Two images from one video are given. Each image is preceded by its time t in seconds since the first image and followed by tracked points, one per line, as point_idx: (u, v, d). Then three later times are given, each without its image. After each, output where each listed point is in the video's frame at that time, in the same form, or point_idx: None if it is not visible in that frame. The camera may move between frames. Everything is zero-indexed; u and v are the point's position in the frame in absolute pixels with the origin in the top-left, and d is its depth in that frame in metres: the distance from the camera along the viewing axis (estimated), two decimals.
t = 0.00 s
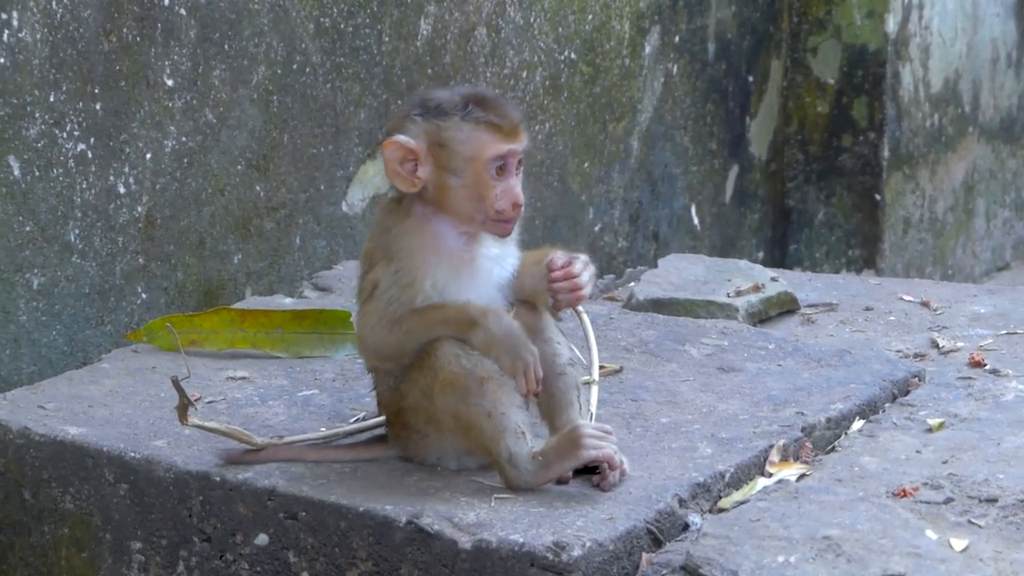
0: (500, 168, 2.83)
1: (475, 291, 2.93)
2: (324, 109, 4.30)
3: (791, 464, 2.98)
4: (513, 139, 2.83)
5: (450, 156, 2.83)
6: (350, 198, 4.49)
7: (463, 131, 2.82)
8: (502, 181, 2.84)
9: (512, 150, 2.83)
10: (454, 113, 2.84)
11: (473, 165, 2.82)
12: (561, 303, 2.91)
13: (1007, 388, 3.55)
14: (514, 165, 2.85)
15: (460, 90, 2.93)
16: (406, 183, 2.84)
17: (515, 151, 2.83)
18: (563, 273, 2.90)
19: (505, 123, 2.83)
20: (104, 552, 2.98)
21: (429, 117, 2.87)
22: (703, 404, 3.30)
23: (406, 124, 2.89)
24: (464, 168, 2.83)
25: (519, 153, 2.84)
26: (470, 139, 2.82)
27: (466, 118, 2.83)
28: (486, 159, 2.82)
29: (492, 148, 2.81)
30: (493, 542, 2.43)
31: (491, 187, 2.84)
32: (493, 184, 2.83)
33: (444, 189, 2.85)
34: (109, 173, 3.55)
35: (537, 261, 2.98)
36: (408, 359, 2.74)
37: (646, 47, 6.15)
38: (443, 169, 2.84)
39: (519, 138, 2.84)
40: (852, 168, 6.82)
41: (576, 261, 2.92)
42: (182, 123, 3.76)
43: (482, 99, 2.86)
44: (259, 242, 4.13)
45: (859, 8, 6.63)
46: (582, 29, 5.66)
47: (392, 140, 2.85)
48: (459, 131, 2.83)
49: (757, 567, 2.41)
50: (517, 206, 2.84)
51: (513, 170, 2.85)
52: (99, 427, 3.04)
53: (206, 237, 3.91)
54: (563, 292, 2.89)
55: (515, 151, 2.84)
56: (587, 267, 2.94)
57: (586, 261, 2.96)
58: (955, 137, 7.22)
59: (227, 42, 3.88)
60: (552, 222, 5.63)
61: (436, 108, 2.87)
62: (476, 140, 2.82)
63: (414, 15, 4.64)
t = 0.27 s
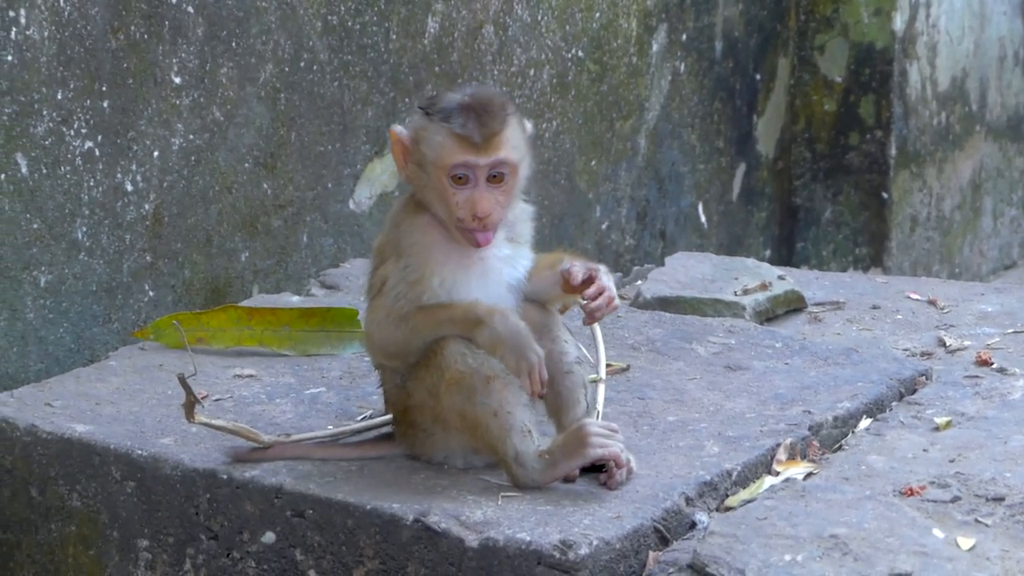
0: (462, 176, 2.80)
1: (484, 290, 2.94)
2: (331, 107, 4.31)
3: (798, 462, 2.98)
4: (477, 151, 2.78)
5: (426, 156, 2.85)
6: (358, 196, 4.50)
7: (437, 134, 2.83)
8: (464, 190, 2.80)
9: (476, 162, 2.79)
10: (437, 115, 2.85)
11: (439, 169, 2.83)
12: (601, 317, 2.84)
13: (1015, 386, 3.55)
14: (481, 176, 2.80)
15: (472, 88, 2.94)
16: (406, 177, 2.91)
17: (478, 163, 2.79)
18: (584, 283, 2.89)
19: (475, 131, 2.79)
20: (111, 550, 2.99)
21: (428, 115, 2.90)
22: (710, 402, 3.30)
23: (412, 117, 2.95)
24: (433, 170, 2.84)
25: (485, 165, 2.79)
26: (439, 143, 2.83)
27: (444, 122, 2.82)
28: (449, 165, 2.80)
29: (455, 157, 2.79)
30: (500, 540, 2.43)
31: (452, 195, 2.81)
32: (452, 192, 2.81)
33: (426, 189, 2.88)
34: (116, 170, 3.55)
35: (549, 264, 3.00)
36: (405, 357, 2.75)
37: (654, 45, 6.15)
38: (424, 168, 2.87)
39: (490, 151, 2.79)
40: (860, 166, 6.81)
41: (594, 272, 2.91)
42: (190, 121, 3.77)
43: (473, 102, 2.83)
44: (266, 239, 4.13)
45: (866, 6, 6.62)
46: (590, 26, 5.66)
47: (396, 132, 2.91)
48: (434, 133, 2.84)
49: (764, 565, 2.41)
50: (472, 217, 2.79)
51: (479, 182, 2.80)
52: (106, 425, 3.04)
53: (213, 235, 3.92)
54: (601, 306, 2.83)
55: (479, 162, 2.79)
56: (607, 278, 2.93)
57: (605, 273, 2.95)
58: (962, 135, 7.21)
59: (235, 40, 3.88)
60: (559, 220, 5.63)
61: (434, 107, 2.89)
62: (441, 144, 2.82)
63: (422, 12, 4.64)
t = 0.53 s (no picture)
0: (446, 171, 2.82)
1: (495, 292, 2.93)
2: (338, 107, 4.31)
3: (806, 462, 2.97)
4: (463, 144, 2.81)
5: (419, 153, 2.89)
6: (365, 195, 4.50)
7: (430, 131, 2.87)
8: (449, 185, 2.82)
9: (460, 156, 2.81)
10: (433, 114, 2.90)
11: (427, 165, 2.85)
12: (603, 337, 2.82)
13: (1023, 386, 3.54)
14: (467, 171, 2.82)
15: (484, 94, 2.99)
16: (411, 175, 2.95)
17: (461, 158, 2.81)
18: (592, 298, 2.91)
19: (466, 129, 2.83)
20: (119, 549, 2.99)
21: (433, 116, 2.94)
22: (718, 402, 3.29)
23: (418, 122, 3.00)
24: (422, 165, 2.86)
25: (469, 160, 2.81)
26: (428, 138, 2.86)
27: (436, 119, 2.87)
28: (435, 159, 2.83)
29: (440, 150, 2.82)
30: (507, 540, 2.43)
31: (437, 189, 2.83)
32: (438, 186, 2.82)
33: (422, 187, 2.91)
34: (124, 170, 3.55)
35: (562, 272, 3.02)
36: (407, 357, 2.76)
37: (661, 44, 6.14)
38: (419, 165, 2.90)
39: (476, 146, 2.82)
40: (867, 165, 6.80)
41: (602, 289, 2.92)
42: (198, 120, 3.77)
43: (472, 104, 2.88)
44: (274, 239, 4.14)
45: (874, 6, 6.61)
46: (597, 26, 5.65)
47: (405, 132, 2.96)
48: (428, 130, 2.88)
49: (772, 565, 2.40)
50: (450, 211, 2.79)
51: (464, 178, 2.82)
52: (114, 425, 3.05)
53: (221, 235, 3.92)
54: (605, 324, 2.81)
55: (462, 157, 2.81)
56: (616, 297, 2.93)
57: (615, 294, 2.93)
58: (970, 134, 7.19)
59: (242, 40, 3.88)
60: (567, 220, 5.63)
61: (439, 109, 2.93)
62: (428, 139, 2.85)
63: (429, 12, 4.64)
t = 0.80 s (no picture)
0: (447, 170, 2.82)
1: (498, 292, 2.93)
2: (343, 107, 4.31)
3: (811, 462, 2.97)
4: (464, 143, 2.81)
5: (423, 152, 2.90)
6: (370, 195, 4.50)
7: (433, 130, 2.87)
8: (449, 184, 2.81)
9: (461, 155, 2.81)
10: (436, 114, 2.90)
11: (429, 164, 2.85)
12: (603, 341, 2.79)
13: None
14: (467, 171, 2.82)
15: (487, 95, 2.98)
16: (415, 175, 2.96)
17: (462, 156, 2.81)
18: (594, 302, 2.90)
19: (467, 128, 2.83)
20: (124, 549, 2.99)
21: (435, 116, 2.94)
22: (723, 402, 3.29)
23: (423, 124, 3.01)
24: (424, 165, 2.86)
25: (469, 160, 2.81)
26: (431, 138, 2.86)
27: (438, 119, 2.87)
28: (436, 158, 2.83)
29: (441, 148, 2.82)
30: (513, 540, 2.43)
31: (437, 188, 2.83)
32: (439, 185, 2.82)
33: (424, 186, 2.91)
34: (128, 170, 3.56)
35: (566, 273, 3.02)
36: (410, 357, 2.76)
37: (666, 44, 6.14)
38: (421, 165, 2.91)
39: (477, 146, 2.82)
40: (872, 165, 6.79)
41: (604, 294, 2.92)
42: (202, 120, 3.77)
43: (475, 104, 2.88)
44: (278, 240, 4.14)
45: (878, 5, 6.61)
46: (602, 26, 5.65)
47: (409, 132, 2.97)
48: (431, 130, 2.88)
49: (777, 565, 2.40)
50: (450, 211, 2.79)
51: (465, 177, 2.82)
52: (119, 425, 3.05)
53: (225, 235, 3.92)
54: (603, 328, 2.79)
55: (463, 156, 2.81)
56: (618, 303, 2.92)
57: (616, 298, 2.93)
58: (975, 134, 7.17)
59: (247, 40, 3.89)
60: (571, 220, 5.63)
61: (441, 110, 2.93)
62: (432, 138, 2.86)
63: (434, 12, 4.64)
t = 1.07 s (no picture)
0: (452, 174, 2.82)
1: (502, 293, 2.93)
2: (347, 107, 4.31)
3: (815, 461, 2.97)
4: (469, 148, 2.81)
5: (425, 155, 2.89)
6: (374, 196, 4.50)
7: (435, 134, 2.86)
8: (455, 188, 2.82)
9: (466, 159, 2.81)
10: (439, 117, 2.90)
11: (433, 168, 2.85)
12: (602, 342, 2.79)
13: None
14: (473, 175, 2.82)
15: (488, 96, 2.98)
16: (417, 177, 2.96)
17: (467, 161, 2.81)
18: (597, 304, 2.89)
19: (470, 132, 2.82)
20: (128, 550, 2.99)
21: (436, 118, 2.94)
22: (727, 401, 3.29)
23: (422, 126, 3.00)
24: (428, 168, 2.86)
25: (474, 164, 2.81)
26: (434, 141, 2.86)
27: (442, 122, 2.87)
28: (441, 163, 2.83)
29: (446, 153, 2.82)
30: (517, 540, 2.43)
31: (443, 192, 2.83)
32: (444, 189, 2.83)
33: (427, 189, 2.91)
34: (133, 171, 3.56)
35: (570, 274, 3.01)
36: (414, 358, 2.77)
37: (670, 44, 6.14)
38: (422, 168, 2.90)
39: (482, 150, 2.82)
40: (876, 164, 6.79)
41: (607, 296, 2.91)
42: (206, 121, 3.78)
43: (477, 106, 2.88)
44: (282, 240, 4.14)
45: (882, 5, 6.60)
46: (606, 26, 5.65)
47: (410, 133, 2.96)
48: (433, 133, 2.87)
49: (781, 564, 2.40)
50: (456, 215, 2.79)
51: (471, 181, 2.82)
52: (124, 425, 3.05)
53: (230, 235, 3.93)
54: (603, 330, 2.78)
55: (468, 160, 2.81)
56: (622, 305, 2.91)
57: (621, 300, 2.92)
58: (979, 133, 7.17)
59: (251, 40, 3.89)
60: (576, 220, 5.63)
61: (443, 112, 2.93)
62: (433, 142, 2.85)
63: (437, 12, 4.64)
